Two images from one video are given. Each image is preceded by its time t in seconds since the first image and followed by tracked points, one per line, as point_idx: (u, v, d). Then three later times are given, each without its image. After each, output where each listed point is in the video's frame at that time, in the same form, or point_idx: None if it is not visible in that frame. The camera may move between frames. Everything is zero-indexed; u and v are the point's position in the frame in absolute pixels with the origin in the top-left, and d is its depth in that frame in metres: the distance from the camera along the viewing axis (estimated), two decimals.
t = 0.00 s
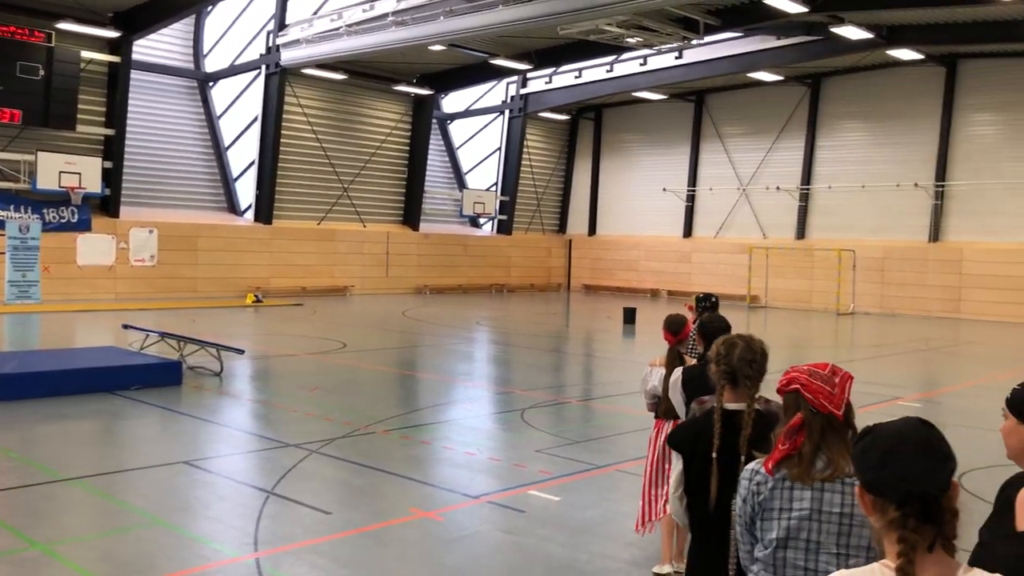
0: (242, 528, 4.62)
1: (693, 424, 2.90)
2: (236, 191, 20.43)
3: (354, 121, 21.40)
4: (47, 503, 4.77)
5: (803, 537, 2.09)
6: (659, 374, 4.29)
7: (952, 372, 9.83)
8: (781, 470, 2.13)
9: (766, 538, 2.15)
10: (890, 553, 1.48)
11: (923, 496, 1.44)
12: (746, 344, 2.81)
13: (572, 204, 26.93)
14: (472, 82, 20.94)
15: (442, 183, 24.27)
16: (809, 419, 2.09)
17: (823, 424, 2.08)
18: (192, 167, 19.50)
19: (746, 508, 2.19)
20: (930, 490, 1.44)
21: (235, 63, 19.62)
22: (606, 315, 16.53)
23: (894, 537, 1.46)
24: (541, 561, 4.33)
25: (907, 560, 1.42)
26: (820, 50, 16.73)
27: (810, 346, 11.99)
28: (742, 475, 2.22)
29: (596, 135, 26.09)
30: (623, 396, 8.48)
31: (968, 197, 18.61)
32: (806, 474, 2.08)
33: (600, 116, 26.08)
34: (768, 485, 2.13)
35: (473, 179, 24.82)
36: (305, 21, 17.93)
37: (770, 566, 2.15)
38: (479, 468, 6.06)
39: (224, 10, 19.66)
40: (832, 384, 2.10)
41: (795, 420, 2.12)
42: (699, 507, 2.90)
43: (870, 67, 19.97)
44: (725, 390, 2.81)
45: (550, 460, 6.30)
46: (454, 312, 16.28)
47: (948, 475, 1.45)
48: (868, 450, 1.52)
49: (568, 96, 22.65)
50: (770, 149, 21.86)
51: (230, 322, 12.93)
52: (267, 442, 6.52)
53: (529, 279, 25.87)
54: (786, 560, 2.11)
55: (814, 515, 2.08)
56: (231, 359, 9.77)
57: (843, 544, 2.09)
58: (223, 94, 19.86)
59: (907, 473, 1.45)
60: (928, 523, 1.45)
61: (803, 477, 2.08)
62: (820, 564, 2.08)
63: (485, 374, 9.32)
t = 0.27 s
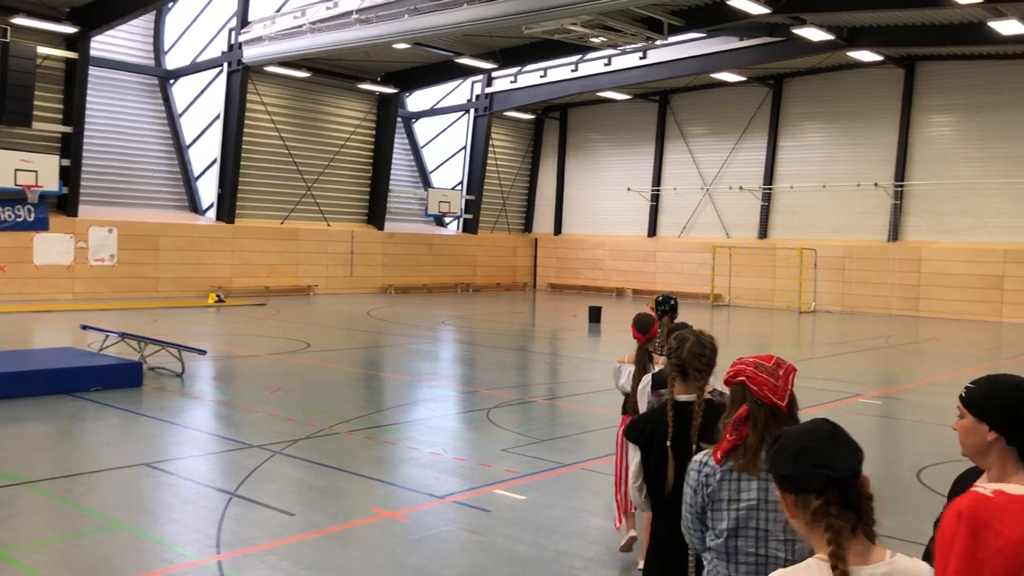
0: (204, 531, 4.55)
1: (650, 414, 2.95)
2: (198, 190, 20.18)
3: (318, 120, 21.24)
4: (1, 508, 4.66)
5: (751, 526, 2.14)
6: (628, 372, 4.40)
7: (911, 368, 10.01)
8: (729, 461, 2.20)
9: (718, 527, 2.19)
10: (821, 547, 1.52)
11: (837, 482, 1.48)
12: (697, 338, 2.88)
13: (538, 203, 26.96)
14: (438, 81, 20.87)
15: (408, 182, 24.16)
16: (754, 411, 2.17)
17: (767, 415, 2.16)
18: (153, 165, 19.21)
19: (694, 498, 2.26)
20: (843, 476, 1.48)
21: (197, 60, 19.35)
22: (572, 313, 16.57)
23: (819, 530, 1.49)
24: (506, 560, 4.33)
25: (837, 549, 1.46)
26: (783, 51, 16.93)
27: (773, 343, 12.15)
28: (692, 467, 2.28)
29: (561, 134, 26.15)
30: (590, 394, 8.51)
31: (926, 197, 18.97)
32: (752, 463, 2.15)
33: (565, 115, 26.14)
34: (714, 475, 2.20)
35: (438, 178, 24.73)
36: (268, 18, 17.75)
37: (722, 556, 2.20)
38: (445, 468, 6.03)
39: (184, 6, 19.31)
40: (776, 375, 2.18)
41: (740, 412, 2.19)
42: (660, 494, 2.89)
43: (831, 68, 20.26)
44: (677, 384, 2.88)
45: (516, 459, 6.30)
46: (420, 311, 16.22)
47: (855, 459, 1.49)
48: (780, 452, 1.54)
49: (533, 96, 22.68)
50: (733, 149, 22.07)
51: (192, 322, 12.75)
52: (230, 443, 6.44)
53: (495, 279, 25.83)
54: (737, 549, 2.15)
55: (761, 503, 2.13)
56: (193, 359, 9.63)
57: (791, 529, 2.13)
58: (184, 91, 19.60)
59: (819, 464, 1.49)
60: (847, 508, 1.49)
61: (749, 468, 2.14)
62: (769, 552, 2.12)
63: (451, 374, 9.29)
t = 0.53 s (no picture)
0: (167, 533, 4.50)
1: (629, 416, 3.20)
2: (160, 188, 19.89)
3: (281, 117, 21.02)
4: None
5: (708, 515, 2.13)
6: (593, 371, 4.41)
7: (874, 365, 10.18)
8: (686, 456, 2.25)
9: (676, 518, 2.20)
10: (756, 541, 1.53)
11: (760, 471, 1.51)
12: (669, 346, 2.97)
13: (505, 202, 26.93)
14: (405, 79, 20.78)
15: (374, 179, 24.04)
16: (708, 409, 2.22)
17: (720, 415, 2.20)
18: (113, 163, 18.90)
19: (655, 493, 2.30)
20: (763, 464, 1.51)
21: (158, 56, 19.08)
22: (538, 312, 16.59)
23: (750, 519, 1.52)
24: (471, 558, 4.32)
25: (768, 536, 1.48)
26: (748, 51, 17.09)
27: (736, 340, 12.28)
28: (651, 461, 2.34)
29: (528, 132, 26.15)
30: (555, 392, 8.52)
31: (888, 196, 19.26)
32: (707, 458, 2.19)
33: (532, 113, 26.15)
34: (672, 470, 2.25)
35: (404, 176, 24.60)
36: (232, 14, 17.57)
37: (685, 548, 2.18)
38: (411, 467, 6.01)
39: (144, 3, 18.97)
40: (730, 376, 2.24)
41: (694, 410, 2.24)
42: (637, 490, 3.16)
43: (794, 68, 20.48)
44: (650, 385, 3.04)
45: (483, 458, 6.29)
46: (386, 310, 16.14)
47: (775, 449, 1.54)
48: (702, 449, 1.57)
49: (500, 95, 22.65)
50: (698, 148, 22.23)
51: (153, 322, 12.57)
52: (194, 444, 6.37)
53: (462, 278, 25.76)
54: (698, 539, 2.13)
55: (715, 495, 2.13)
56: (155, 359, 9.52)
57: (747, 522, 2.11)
58: (146, 88, 19.30)
59: (741, 456, 1.52)
60: (774, 496, 1.52)
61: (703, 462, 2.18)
62: (729, 539, 2.08)
63: (417, 373, 9.27)
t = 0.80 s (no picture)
0: (132, 535, 4.44)
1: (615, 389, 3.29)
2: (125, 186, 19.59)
3: (247, 115, 20.77)
4: None
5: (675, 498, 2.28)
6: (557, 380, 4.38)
7: (841, 360, 10.32)
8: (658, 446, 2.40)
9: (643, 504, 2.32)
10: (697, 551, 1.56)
11: (704, 489, 1.55)
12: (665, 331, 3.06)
13: (476, 199, 26.84)
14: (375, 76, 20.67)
15: (343, 177, 23.90)
16: (679, 409, 2.32)
17: (689, 414, 2.32)
18: (76, 160, 18.59)
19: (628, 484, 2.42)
20: (709, 483, 1.55)
21: (122, 52, 18.86)
22: (508, 310, 16.60)
23: (692, 534, 1.56)
24: (442, 557, 4.31)
25: (708, 552, 1.52)
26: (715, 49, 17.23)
27: (705, 337, 12.36)
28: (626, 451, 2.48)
29: (497, 130, 26.10)
30: (526, 390, 8.51)
31: (853, 193, 19.51)
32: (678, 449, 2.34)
33: (501, 111, 26.11)
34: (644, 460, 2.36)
35: (373, 173, 24.45)
36: (197, 10, 17.41)
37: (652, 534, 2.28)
38: (381, 466, 5.98)
39: None
40: (699, 379, 2.32)
41: (666, 410, 2.36)
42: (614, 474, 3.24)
43: (761, 66, 20.66)
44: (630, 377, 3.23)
45: (453, 456, 6.28)
46: (356, 309, 16.03)
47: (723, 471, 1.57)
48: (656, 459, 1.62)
49: (468, 92, 22.56)
50: (666, 146, 22.35)
51: (118, 321, 12.39)
52: (160, 445, 6.29)
53: (432, 275, 25.61)
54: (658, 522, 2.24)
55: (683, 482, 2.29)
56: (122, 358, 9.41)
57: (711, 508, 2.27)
58: (110, 84, 19.04)
59: (688, 474, 1.56)
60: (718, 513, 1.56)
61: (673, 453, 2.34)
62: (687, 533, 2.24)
63: (387, 371, 9.22)
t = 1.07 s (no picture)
0: (104, 537, 4.40)
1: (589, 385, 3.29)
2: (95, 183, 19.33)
3: (219, 112, 20.62)
4: None
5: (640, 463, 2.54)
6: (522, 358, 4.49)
7: (811, 356, 10.42)
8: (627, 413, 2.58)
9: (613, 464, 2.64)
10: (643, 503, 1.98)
11: (658, 459, 1.94)
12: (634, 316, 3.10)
13: (450, 197, 26.80)
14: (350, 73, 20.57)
15: (316, 174, 23.76)
16: (648, 376, 2.48)
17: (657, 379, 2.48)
18: (45, 157, 18.26)
19: (600, 444, 2.67)
20: (661, 457, 1.93)
21: (91, 49, 18.67)
22: (482, 308, 16.60)
23: (642, 490, 1.96)
24: (416, 555, 4.30)
25: (649, 508, 1.95)
26: (687, 48, 17.32)
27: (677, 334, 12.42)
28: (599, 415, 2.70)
29: (471, 127, 26.05)
30: (499, 388, 8.51)
31: (824, 191, 19.72)
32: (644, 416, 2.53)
33: (475, 109, 26.06)
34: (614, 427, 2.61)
35: (346, 171, 24.33)
36: (168, 6, 17.28)
37: (621, 488, 2.59)
38: (356, 465, 5.96)
39: None
40: (666, 346, 2.49)
41: (635, 374, 2.51)
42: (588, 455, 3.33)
43: (733, 65, 20.79)
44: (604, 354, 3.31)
45: (428, 454, 6.26)
46: (329, 307, 15.95)
47: (679, 445, 1.95)
48: (622, 427, 2.00)
49: (442, 89, 22.53)
50: (639, 144, 22.44)
51: (87, 321, 12.25)
52: (131, 445, 6.23)
53: (407, 273, 25.49)
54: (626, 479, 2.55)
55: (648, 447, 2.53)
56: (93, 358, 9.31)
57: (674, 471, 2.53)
58: (79, 80, 18.81)
59: (646, 446, 1.93)
60: (666, 478, 1.95)
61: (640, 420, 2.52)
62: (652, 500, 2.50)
63: (361, 370, 9.18)
